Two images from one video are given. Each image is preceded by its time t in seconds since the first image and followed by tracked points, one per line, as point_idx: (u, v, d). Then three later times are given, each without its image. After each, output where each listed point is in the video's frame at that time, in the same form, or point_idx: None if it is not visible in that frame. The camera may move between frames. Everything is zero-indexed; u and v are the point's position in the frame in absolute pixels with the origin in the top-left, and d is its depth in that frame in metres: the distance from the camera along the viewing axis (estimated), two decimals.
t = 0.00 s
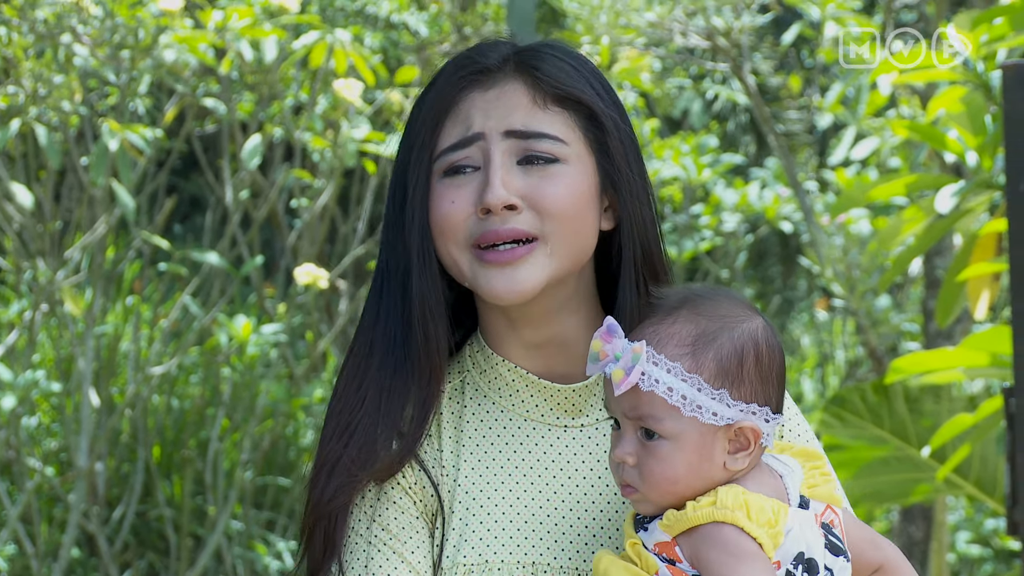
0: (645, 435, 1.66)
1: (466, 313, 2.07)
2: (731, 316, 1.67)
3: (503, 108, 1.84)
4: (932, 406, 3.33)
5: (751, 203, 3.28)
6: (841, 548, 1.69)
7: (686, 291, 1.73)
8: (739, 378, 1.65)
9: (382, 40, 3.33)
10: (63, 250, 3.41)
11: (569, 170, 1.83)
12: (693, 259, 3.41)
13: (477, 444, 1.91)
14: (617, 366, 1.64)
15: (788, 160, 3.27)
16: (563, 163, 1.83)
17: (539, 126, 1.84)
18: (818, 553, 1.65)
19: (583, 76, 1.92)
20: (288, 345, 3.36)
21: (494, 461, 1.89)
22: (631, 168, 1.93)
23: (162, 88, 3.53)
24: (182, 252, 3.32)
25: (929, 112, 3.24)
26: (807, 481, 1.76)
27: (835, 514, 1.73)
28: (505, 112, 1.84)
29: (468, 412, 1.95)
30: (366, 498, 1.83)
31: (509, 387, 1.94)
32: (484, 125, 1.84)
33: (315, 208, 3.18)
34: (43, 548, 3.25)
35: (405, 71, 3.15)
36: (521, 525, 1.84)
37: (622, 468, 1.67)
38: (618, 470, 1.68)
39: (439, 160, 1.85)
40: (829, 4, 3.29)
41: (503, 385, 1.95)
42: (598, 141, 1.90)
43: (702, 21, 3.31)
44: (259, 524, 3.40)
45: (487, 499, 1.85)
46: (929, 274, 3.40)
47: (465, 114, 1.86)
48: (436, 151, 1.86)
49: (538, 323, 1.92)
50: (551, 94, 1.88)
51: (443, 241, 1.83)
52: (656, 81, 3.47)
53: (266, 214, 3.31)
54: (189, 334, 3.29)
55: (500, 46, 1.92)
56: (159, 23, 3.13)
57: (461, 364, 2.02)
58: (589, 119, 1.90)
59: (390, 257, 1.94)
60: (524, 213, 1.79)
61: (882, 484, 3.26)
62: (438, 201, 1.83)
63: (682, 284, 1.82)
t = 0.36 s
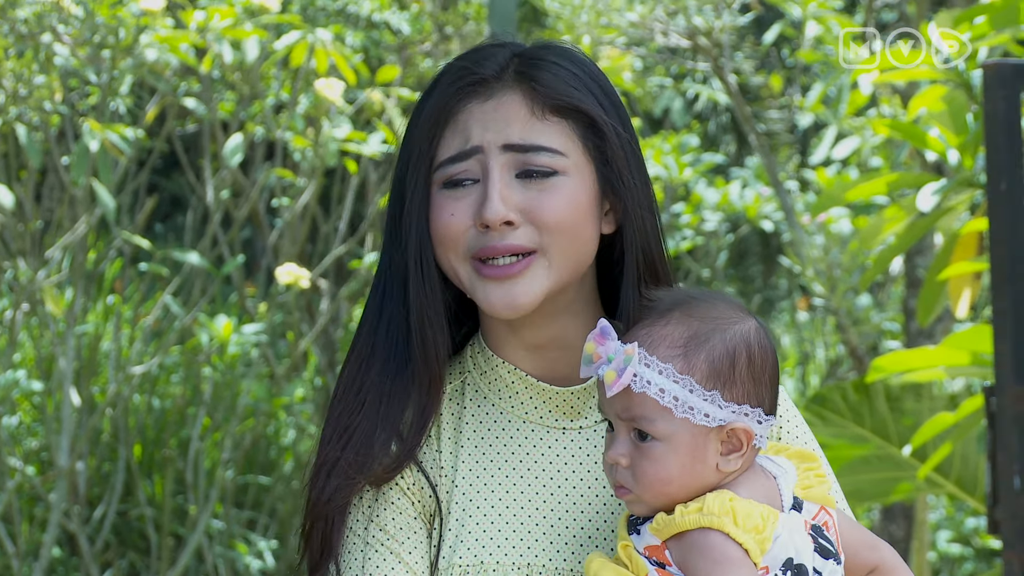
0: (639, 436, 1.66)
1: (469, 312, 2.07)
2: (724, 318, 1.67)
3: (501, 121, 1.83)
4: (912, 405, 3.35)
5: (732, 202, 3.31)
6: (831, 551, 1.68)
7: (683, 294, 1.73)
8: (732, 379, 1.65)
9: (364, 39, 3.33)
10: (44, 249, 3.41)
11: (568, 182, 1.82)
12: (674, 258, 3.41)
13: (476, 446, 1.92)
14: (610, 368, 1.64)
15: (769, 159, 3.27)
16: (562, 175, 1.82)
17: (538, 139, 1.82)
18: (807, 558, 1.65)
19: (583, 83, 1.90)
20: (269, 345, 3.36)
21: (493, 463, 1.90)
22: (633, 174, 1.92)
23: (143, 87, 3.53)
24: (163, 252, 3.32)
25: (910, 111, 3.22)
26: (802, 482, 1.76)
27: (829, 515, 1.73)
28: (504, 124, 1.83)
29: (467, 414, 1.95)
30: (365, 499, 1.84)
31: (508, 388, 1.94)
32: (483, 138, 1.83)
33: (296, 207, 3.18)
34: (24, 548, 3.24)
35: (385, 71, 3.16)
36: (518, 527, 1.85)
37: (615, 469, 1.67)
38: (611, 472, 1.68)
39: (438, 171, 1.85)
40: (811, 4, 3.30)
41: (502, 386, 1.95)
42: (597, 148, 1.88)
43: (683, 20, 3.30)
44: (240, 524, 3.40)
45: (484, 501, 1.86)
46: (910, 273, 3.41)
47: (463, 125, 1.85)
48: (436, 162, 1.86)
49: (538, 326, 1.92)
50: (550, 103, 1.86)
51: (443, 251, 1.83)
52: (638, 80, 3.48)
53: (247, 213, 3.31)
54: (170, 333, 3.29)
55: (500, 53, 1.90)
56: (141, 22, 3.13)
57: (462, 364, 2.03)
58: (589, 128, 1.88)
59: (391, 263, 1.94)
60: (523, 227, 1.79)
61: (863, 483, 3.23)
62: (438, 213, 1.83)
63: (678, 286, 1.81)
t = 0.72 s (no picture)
0: (632, 437, 1.66)
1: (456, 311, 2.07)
2: (720, 321, 1.67)
3: (487, 140, 1.81)
4: (898, 404, 3.35)
5: (718, 201, 3.31)
6: (814, 553, 1.67)
7: (678, 296, 1.73)
8: (728, 382, 1.66)
9: (349, 39, 3.33)
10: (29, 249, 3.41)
11: (557, 199, 1.82)
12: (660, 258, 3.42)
13: (464, 446, 1.92)
14: (606, 367, 1.64)
15: (755, 159, 3.27)
16: (550, 193, 1.81)
17: (525, 157, 1.81)
18: (789, 561, 1.63)
19: (568, 96, 1.88)
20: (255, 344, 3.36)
21: (480, 465, 1.90)
22: (620, 184, 1.91)
23: (128, 87, 3.53)
24: (149, 252, 3.32)
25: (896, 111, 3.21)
26: (789, 483, 1.77)
27: (817, 515, 1.73)
28: (490, 143, 1.81)
29: (454, 416, 1.95)
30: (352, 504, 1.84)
31: (496, 388, 1.94)
32: (470, 157, 1.81)
33: (282, 207, 3.18)
34: (10, 548, 3.24)
35: (370, 71, 3.15)
36: (505, 527, 1.84)
37: (607, 469, 1.67)
38: (603, 472, 1.67)
39: (425, 190, 1.84)
40: (795, 3, 3.31)
41: (489, 385, 1.95)
42: (584, 160, 1.87)
43: (669, 20, 3.30)
44: (227, 523, 3.40)
45: (472, 502, 1.86)
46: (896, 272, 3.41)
47: (449, 143, 1.83)
48: (423, 179, 1.85)
49: (526, 331, 1.92)
50: (535, 119, 1.84)
51: (432, 267, 1.83)
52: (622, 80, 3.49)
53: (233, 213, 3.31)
54: (156, 333, 3.29)
55: (483, 66, 1.88)
56: (126, 22, 3.11)
57: (449, 365, 2.03)
58: (575, 141, 1.87)
59: (379, 273, 1.94)
60: (512, 246, 1.78)
61: (850, 481, 3.21)
62: (427, 231, 1.83)
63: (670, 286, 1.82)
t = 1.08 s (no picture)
0: (612, 433, 1.65)
1: (433, 311, 2.07)
2: (698, 317, 1.69)
3: (471, 144, 1.80)
4: (894, 404, 3.33)
5: (712, 201, 3.30)
6: (795, 550, 1.68)
7: (655, 295, 1.75)
8: (705, 378, 1.66)
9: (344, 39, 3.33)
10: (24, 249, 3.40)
11: (541, 201, 1.82)
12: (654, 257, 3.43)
13: (443, 445, 1.93)
14: (584, 364, 1.64)
15: (749, 158, 3.27)
16: (535, 195, 1.81)
17: (509, 160, 1.81)
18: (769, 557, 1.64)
19: (548, 96, 1.87)
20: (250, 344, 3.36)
21: (460, 463, 1.90)
22: (602, 181, 1.92)
23: (123, 86, 3.53)
24: (144, 252, 3.31)
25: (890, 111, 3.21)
26: (769, 481, 1.79)
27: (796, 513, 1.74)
28: (474, 146, 1.80)
29: (434, 414, 1.96)
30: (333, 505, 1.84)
31: (475, 386, 1.94)
32: (454, 161, 1.80)
33: (277, 207, 3.17)
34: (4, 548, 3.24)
35: (365, 71, 3.15)
36: (485, 524, 1.84)
37: (587, 466, 1.66)
38: (583, 470, 1.67)
39: (409, 194, 1.82)
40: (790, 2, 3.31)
41: (468, 383, 1.95)
42: (567, 160, 1.87)
43: (664, 20, 3.31)
44: (221, 523, 3.40)
45: (452, 499, 1.86)
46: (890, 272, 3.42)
47: (432, 147, 1.82)
48: (406, 183, 1.83)
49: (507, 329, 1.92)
50: (518, 121, 1.83)
51: (417, 270, 1.82)
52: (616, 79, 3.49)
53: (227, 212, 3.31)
54: (151, 332, 3.30)
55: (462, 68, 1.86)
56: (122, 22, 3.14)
57: (429, 365, 2.04)
58: (557, 142, 1.87)
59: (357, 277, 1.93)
60: (499, 249, 1.78)
61: (843, 482, 3.24)
62: (412, 235, 1.82)
63: (650, 285, 1.83)
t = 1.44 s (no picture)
0: (599, 431, 1.66)
1: (410, 311, 2.04)
2: (682, 313, 1.69)
3: (455, 149, 1.77)
4: (902, 405, 3.31)
5: (721, 202, 3.29)
6: (784, 545, 1.67)
7: (636, 293, 1.75)
8: (692, 372, 1.67)
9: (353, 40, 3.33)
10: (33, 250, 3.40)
11: (524, 206, 1.80)
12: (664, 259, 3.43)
13: (425, 444, 1.90)
14: (571, 362, 1.64)
15: (759, 159, 3.26)
16: (518, 200, 1.80)
17: (493, 165, 1.78)
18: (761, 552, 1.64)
19: (528, 99, 1.85)
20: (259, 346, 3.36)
21: (444, 461, 1.88)
22: (581, 182, 1.91)
23: (132, 88, 3.53)
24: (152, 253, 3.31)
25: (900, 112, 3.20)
26: (754, 478, 1.77)
27: (782, 510, 1.74)
28: (457, 151, 1.78)
29: (415, 412, 1.93)
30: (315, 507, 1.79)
31: (455, 383, 1.93)
32: (438, 167, 1.77)
33: (286, 208, 3.17)
34: (14, 549, 3.24)
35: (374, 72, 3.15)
36: (470, 521, 1.84)
37: (575, 464, 1.66)
38: (571, 468, 1.67)
39: (391, 200, 1.79)
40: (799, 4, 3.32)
41: (448, 380, 1.93)
42: (548, 162, 1.86)
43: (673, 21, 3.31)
44: (231, 524, 3.40)
45: (437, 497, 1.84)
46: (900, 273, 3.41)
47: (415, 153, 1.78)
48: (387, 189, 1.79)
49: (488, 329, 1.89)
50: (500, 125, 1.81)
51: (400, 274, 1.79)
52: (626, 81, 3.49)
53: (235, 213, 3.31)
54: (159, 333, 3.30)
55: (442, 72, 1.83)
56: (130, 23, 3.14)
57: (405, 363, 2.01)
58: (538, 145, 1.85)
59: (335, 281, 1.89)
60: (483, 254, 1.76)
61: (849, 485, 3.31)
62: (395, 240, 1.79)
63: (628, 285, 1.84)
